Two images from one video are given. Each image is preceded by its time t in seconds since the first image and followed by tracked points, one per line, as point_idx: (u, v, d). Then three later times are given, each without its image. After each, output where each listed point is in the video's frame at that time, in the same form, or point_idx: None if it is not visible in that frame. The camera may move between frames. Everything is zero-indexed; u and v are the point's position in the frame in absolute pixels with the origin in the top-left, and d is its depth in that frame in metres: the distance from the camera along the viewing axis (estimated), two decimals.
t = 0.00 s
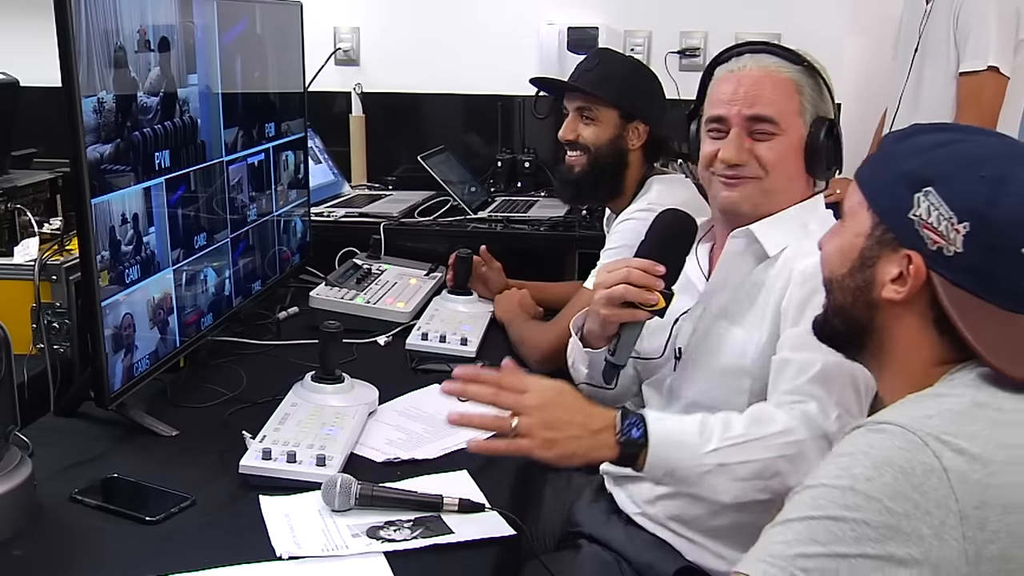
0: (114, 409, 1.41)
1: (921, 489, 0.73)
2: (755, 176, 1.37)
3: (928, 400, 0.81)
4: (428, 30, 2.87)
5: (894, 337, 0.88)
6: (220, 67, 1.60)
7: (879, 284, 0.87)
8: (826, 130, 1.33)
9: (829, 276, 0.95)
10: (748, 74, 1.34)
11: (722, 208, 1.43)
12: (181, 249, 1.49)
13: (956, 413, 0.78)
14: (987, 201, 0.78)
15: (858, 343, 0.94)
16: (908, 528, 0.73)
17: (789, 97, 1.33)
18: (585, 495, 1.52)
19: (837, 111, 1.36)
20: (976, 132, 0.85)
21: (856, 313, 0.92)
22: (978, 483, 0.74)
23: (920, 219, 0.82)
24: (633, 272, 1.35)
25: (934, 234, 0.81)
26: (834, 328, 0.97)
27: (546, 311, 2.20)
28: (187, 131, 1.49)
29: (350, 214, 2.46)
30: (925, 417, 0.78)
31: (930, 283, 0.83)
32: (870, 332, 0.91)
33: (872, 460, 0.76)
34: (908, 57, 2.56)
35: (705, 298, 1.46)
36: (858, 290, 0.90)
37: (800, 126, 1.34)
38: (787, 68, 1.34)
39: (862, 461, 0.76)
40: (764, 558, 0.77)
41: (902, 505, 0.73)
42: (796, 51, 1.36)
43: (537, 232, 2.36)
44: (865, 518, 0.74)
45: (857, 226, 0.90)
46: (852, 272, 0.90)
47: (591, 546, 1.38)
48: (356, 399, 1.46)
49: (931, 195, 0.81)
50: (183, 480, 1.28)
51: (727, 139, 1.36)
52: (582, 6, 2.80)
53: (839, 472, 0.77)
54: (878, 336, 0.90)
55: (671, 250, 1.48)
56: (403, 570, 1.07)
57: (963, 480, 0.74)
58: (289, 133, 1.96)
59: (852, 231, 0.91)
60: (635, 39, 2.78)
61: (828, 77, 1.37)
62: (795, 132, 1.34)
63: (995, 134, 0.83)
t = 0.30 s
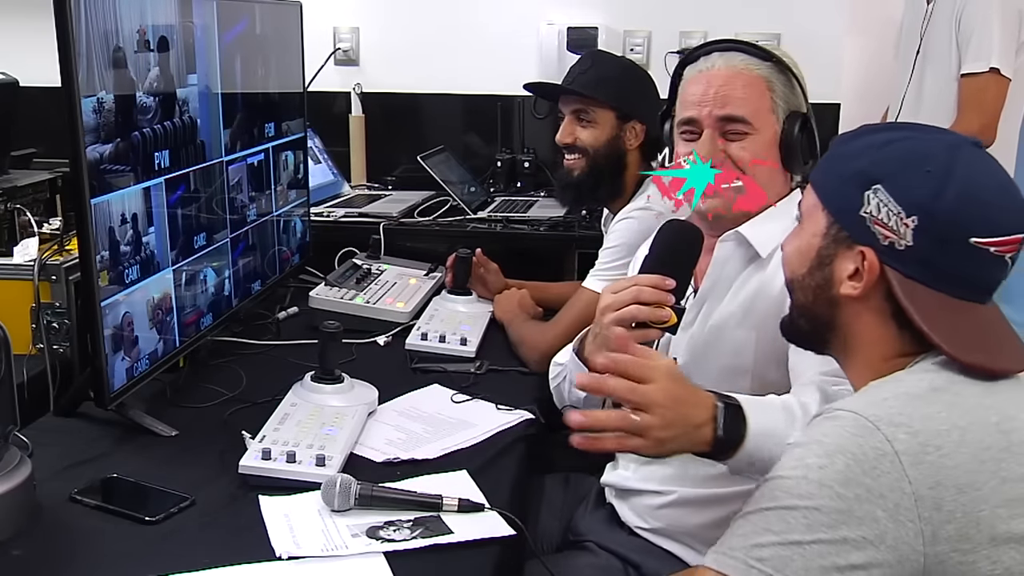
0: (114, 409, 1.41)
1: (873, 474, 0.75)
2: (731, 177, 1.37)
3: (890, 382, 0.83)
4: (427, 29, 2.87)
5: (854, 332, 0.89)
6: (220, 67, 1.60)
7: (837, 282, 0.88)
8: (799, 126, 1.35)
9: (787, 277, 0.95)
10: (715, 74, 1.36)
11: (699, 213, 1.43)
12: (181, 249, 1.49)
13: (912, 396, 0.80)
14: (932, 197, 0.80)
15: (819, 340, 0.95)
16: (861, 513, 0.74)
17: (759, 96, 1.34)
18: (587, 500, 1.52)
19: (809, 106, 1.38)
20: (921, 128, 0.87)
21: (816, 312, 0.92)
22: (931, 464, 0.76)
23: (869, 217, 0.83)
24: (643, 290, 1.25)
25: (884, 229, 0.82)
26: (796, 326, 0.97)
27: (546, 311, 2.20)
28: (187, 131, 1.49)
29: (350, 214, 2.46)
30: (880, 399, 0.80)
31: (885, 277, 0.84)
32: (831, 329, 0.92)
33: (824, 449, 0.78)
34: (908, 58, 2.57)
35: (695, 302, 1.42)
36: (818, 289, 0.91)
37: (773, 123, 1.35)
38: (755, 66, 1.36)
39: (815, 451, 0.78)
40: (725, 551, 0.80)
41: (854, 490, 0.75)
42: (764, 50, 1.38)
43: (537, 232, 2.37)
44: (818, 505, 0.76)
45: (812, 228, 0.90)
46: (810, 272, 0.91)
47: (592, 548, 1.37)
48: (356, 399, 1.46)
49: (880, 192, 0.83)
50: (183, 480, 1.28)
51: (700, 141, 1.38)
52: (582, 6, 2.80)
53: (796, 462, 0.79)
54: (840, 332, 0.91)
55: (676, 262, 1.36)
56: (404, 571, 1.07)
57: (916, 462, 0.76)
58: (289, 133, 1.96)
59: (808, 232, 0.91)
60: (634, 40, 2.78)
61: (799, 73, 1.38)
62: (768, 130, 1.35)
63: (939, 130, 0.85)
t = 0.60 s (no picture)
0: (114, 409, 1.41)
1: (885, 475, 0.75)
2: (718, 177, 1.38)
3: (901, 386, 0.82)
4: (428, 29, 2.87)
5: (846, 337, 0.90)
6: (220, 67, 1.60)
7: (829, 286, 0.90)
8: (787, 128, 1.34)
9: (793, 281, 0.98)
10: (704, 72, 1.34)
11: (681, 211, 1.43)
12: (181, 249, 1.49)
13: (925, 398, 0.79)
14: (902, 202, 0.79)
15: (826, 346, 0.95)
16: (872, 514, 0.74)
17: (749, 96, 1.33)
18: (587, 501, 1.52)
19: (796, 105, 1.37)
20: (913, 129, 0.85)
21: (815, 313, 0.93)
22: (944, 466, 0.75)
23: (847, 221, 0.84)
24: (637, 295, 1.28)
25: (859, 235, 0.83)
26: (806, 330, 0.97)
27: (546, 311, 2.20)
28: (187, 131, 1.49)
29: (350, 214, 2.46)
30: (894, 400, 0.80)
31: (865, 282, 0.85)
32: (829, 334, 0.93)
33: (836, 450, 0.78)
34: (908, 58, 2.57)
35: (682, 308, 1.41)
36: (816, 290, 0.92)
37: (761, 124, 1.35)
38: (746, 65, 1.34)
39: (828, 452, 0.78)
40: (735, 549, 0.81)
41: (865, 491, 0.75)
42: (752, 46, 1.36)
43: (537, 232, 2.37)
44: (830, 505, 0.76)
45: (812, 232, 0.93)
46: (807, 276, 0.93)
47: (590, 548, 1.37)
48: (356, 399, 1.46)
49: (856, 198, 0.83)
50: (183, 480, 1.28)
51: (688, 140, 1.37)
52: (582, 6, 2.80)
53: (808, 464, 0.79)
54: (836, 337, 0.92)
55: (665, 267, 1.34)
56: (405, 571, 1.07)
57: (928, 464, 0.75)
58: (290, 133, 1.96)
59: (809, 237, 0.94)
60: (635, 40, 2.78)
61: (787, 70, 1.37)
62: (756, 130, 1.35)
63: (926, 130, 0.83)
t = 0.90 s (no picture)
0: (114, 409, 1.41)
1: (909, 496, 0.73)
2: (691, 179, 1.34)
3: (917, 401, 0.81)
4: (429, 30, 2.87)
5: (863, 344, 0.90)
6: (220, 67, 1.60)
7: (846, 292, 0.90)
8: (762, 126, 1.31)
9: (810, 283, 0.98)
10: (675, 70, 1.30)
11: (654, 212, 1.39)
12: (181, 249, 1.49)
13: (950, 415, 0.78)
14: (925, 210, 0.79)
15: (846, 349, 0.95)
16: (896, 535, 0.72)
17: (720, 95, 1.29)
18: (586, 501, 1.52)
19: (771, 101, 1.33)
20: (934, 130, 0.83)
21: (834, 318, 0.94)
22: (970, 487, 0.73)
23: (867, 228, 0.84)
24: (616, 308, 1.25)
25: (879, 243, 0.83)
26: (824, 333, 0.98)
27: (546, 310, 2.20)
28: (187, 131, 1.49)
29: (350, 214, 2.46)
30: (919, 419, 0.77)
31: (883, 291, 0.85)
32: (848, 337, 0.93)
33: (859, 467, 0.75)
34: (908, 59, 2.56)
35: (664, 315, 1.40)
36: (832, 295, 0.93)
37: (735, 124, 1.31)
38: (718, 63, 1.30)
39: (850, 470, 0.76)
40: (754, 567, 0.79)
41: (890, 512, 0.73)
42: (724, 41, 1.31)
43: (537, 232, 2.36)
44: (852, 526, 0.74)
45: (827, 234, 0.93)
46: (823, 280, 0.93)
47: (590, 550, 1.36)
48: (356, 399, 1.46)
49: (876, 205, 0.83)
50: (183, 481, 1.28)
51: (661, 141, 1.33)
52: (582, 6, 2.80)
53: (828, 481, 0.77)
54: (855, 342, 0.92)
55: (643, 276, 1.31)
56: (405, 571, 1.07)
57: (954, 485, 0.73)
58: (289, 133, 1.96)
59: (824, 239, 0.94)
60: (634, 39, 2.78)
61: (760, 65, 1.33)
62: (730, 130, 1.31)
63: (948, 132, 0.81)
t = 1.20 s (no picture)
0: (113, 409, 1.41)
1: (911, 508, 0.73)
2: (675, 176, 1.33)
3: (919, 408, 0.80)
4: (428, 30, 2.87)
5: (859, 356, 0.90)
6: (219, 68, 1.60)
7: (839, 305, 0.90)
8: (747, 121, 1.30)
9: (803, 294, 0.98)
10: (655, 66, 1.28)
11: (636, 212, 1.38)
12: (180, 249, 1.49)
13: (955, 424, 0.77)
14: (912, 228, 0.78)
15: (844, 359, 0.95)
16: (898, 548, 0.72)
17: (702, 91, 1.28)
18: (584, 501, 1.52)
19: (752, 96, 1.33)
20: (922, 135, 0.81)
21: (828, 327, 0.94)
22: (972, 499, 0.73)
23: (856, 245, 0.84)
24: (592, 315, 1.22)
25: (869, 260, 0.82)
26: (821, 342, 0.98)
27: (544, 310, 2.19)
28: (185, 131, 1.49)
29: (349, 214, 2.46)
30: (923, 428, 0.77)
31: (875, 305, 0.85)
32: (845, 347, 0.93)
33: (862, 478, 0.75)
34: (908, 60, 2.57)
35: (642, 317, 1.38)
36: (825, 306, 0.93)
37: (718, 120, 1.30)
38: (700, 58, 1.28)
39: (851, 480, 0.75)
40: None
41: (892, 525, 0.72)
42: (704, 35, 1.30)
43: (536, 232, 2.36)
44: (852, 538, 0.73)
45: (818, 246, 0.93)
46: (816, 292, 0.94)
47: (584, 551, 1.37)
48: (355, 399, 1.46)
49: (863, 221, 0.82)
50: (182, 480, 1.28)
51: (642, 139, 1.31)
52: (581, 6, 2.80)
53: (829, 490, 0.76)
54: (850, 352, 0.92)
55: (615, 284, 1.31)
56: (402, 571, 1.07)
57: (957, 498, 0.73)
58: (288, 133, 1.96)
59: (814, 251, 0.94)
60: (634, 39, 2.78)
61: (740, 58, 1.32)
62: (714, 126, 1.30)
63: (934, 141, 0.80)
